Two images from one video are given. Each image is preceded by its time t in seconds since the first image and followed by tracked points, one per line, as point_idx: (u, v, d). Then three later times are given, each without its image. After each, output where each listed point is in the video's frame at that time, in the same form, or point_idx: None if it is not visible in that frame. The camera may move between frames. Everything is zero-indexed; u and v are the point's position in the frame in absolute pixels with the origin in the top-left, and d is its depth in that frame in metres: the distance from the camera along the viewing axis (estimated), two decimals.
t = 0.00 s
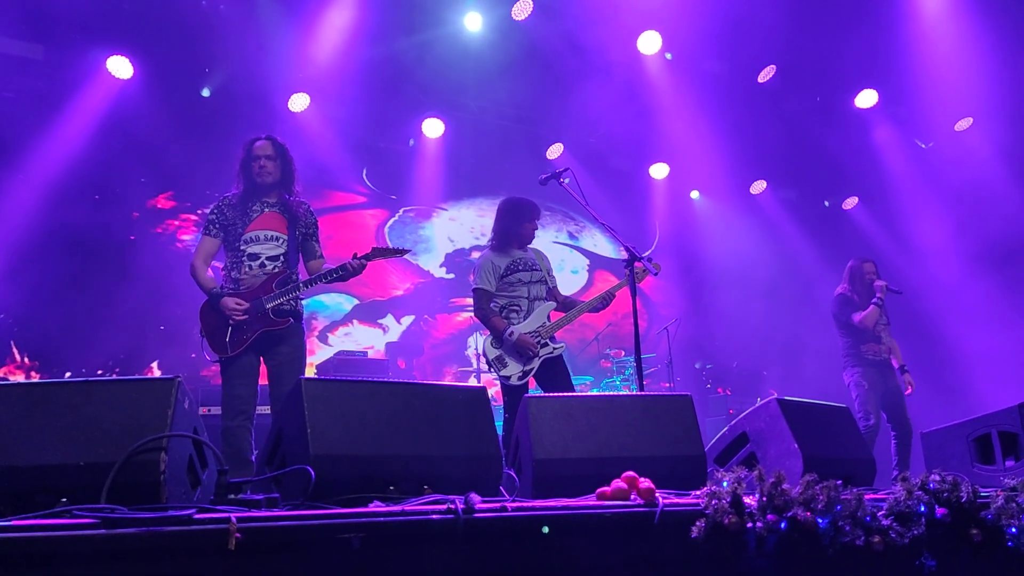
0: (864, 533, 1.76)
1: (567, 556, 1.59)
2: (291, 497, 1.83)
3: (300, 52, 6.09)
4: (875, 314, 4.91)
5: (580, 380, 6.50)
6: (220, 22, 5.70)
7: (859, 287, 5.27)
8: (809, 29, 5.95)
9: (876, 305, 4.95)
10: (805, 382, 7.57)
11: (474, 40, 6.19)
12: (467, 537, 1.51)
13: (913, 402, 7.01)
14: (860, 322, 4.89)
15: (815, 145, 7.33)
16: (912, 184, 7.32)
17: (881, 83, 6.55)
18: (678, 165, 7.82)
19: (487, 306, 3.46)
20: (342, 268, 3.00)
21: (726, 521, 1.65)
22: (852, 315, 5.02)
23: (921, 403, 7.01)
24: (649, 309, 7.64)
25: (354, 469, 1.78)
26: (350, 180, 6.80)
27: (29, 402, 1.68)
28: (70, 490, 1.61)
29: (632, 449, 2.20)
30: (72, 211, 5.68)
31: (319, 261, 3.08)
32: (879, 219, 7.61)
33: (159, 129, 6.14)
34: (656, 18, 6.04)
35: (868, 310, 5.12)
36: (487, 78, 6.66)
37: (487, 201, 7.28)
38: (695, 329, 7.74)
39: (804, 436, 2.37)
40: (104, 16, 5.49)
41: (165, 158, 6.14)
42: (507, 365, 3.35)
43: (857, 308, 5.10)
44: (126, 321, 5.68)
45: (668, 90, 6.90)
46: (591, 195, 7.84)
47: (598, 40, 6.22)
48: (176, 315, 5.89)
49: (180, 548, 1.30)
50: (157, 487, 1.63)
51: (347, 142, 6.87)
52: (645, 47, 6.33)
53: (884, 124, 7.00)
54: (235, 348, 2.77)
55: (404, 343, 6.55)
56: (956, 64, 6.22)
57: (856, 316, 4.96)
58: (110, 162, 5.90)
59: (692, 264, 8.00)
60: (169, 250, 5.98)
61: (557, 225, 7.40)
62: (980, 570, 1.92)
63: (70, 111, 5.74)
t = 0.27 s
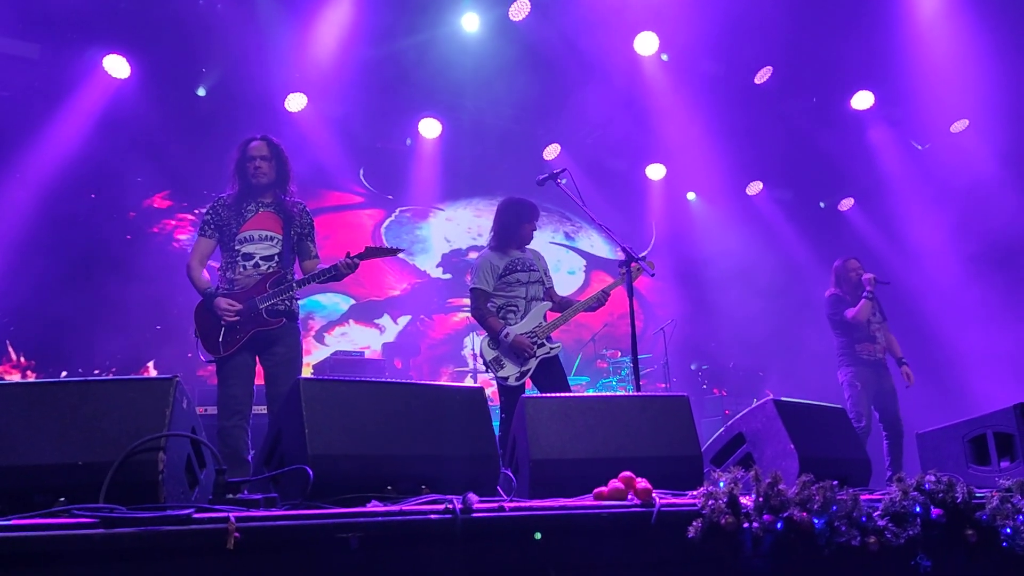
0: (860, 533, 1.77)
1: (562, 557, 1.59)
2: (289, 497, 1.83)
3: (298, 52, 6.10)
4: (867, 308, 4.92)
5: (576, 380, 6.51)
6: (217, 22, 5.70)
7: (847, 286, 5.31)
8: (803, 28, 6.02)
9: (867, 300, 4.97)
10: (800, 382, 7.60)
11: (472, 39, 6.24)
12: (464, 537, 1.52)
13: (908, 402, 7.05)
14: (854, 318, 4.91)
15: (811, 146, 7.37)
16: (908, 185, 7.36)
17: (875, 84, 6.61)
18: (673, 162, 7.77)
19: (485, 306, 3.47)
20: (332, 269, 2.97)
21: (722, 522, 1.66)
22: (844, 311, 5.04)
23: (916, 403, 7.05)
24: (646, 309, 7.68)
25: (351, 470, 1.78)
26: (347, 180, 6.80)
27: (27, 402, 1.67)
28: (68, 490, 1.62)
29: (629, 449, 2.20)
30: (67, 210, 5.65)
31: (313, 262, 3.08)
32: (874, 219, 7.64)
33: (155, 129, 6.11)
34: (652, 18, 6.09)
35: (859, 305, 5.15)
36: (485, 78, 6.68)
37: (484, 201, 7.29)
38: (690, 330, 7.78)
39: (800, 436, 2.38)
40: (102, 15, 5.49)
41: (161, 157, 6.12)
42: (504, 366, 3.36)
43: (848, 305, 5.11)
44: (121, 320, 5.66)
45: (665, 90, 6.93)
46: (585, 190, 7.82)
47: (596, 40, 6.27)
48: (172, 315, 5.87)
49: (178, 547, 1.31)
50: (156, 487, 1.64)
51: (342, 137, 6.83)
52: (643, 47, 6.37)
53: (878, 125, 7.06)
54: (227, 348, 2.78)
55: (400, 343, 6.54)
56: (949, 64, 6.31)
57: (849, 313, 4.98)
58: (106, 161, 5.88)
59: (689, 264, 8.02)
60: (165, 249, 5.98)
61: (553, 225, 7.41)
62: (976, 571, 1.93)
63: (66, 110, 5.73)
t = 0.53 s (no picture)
0: (856, 536, 1.77)
1: (559, 560, 1.59)
2: (287, 502, 1.83)
3: (294, 55, 6.11)
4: (865, 310, 4.95)
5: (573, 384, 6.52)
6: (214, 25, 5.72)
7: (842, 288, 5.33)
8: (797, 32, 6.06)
9: (865, 300, 4.97)
10: (797, 385, 7.61)
11: (469, 42, 6.26)
12: (462, 541, 1.51)
13: (904, 404, 7.07)
14: (852, 318, 4.91)
15: (806, 150, 7.39)
16: (903, 187, 7.40)
17: (870, 88, 6.65)
18: (670, 169, 7.83)
19: (481, 309, 3.46)
20: (327, 272, 2.96)
21: (719, 525, 1.67)
22: (841, 312, 5.06)
23: (912, 406, 7.06)
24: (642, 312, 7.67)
25: (349, 474, 1.77)
26: (343, 183, 6.78)
27: (21, 406, 1.67)
28: (64, 494, 1.61)
29: (626, 453, 2.20)
30: (62, 214, 5.63)
31: (308, 264, 3.06)
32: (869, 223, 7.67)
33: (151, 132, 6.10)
34: (648, 21, 6.13)
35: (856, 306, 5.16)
36: (481, 81, 6.69)
37: (480, 204, 7.27)
38: (686, 333, 7.79)
39: (796, 440, 2.39)
40: (99, 18, 5.51)
41: (157, 160, 6.09)
42: (501, 370, 3.35)
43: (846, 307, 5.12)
44: (116, 324, 5.65)
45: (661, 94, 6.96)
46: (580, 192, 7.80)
47: (593, 43, 6.29)
48: (168, 318, 5.86)
49: (175, 551, 1.31)
50: (152, 491, 1.62)
51: (338, 141, 6.83)
52: (638, 51, 6.41)
53: (873, 128, 7.10)
54: (224, 351, 2.78)
55: (397, 347, 6.53)
56: (942, 67, 6.37)
57: (846, 314, 4.98)
58: (102, 164, 5.86)
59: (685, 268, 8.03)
60: (161, 253, 5.94)
61: (550, 229, 7.42)
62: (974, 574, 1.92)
63: (62, 113, 5.72)
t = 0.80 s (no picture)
0: (851, 542, 1.77)
1: (553, 567, 1.59)
2: (281, 508, 1.83)
3: (290, 61, 6.10)
4: (865, 315, 4.98)
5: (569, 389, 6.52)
6: (209, 31, 5.72)
7: (843, 290, 5.34)
8: (791, 37, 6.10)
9: (865, 305, 5.02)
10: (793, 390, 7.62)
11: (464, 47, 6.27)
12: (456, 548, 1.51)
13: (898, 409, 7.09)
14: (851, 323, 4.95)
15: (801, 155, 7.42)
16: (898, 192, 7.42)
17: (864, 93, 6.67)
18: (666, 175, 7.85)
19: (477, 315, 3.46)
20: (327, 278, 2.99)
21: (714, 531, 1.66)
22: (841, 317, 5.06)
23: (907, 410, 7.08)
24: (638, 317, 7.67)
25: (343, 481, 1.78)
26: (339, 188, 6.79)
27: (15, 414, 1.66)
28: (57, 502, 1.60)
29: (620, 459, 2.21)
30: (57, 220, 5.62)
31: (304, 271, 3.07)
32: (864, 227, 7.69)
33: (146, 138, 6.09)
34: (644, 27, 6.14)
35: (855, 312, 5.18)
36: (477, 87, 6.70)
37: (477, 210, 7.28)
38: (682, 338, 7.81)
39: (792, 445, 2.39)
40: (95, 24, 5.51)
41: (153, 167, 6.09)
42: (496, 376, 3.37)
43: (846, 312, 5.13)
44: (111, 330, 5.63)
45: (656, 99, 6.97)
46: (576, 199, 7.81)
47: (589, 48, 6.30)
48: (163, 324, 5.86)
49: (169, 560, 1.31)
50: (147, 499, 1.62)
51: (334, 146, 6.83)
52: (634, 57, 6.43)
53: (867, 133, 7.13)
54: (221, 357, 2.78)
55: (393, 352, 6.53)
56: (936, 72, 6.40)
57: (845, 318, 5.01)
58: (97, 170, 5.85)
59: (681, 273, 8.04)
60: (157, 259, 5.94)
61: (546, 234, 7.43)
62: None
63: (57, 119, 5.71)
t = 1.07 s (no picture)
0: (844, 549, 1.77)
1: None
2: (274, 519, 1.83)
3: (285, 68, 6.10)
4: (857, 324, 4.96)
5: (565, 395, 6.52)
6: (204, 39, 5.71)
7: (837, 299, 5.32)
8: (785, 43, 6.12)
9: (859, 313, 5.01)
10: (790, 395, 7.62)
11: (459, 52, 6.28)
12: (448, 557, 1.52)
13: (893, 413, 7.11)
14: (844, 332, 4.93)
15: (795, 160, 7.44)
16: (893, 196, 7.43)
17: (858, 98, 6.70)
18: (662, 181, 7.90)
19: (472, 321, 3.47)
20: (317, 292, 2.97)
21: (707, 539, 1.67)
22: (834, 325, 5.08)
23: (903, 415, 7.10)
24: (634, 323, 7.69)
25: (336, 491, 1.78)
26: (336, 195, 6.82)
27: (5, 426, 1.66)
28: (49, 513, 1.60)
29: (614, 467, 2.21)
30: (52, 228, 5.63)
31: (299, 281, 3.09)
32: (859, 232, 7.71)
33: (142, 146, 6.10)
34: (638, 33, 6.15)
35: (850, 319, 5.18)
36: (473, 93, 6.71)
37: (473, 216, 7.32)
38: (679, 343, 7.83)
39: (785, 452, 2.40)
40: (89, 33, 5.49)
41: (148, 174, 6.12)
42: (492, 382, 3.36)
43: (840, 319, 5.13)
44: (107, 338, 5.63)
45: (651, 105, 6.99)
46: (574, 209, 7.92)
47: (584, 54, 6.32)
48: (159, 331, 5.85)
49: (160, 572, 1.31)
50: (138, 510, 1.62)
51: (330, 153, 6.85)
52: (629, 64, 6.44)
53: (862, 139, 7.15)
54: (218, 366, 2.77)
55: (389, 358, 6.53)
56: (929, 77, 6.44)
57: (840, 327, 5.00)
58: (93, 178, 5.85)
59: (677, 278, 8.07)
60: (153, 266, 5.97)
61: (542, 239, 7.44)
62: None
63: (53, 127, 5.71)
